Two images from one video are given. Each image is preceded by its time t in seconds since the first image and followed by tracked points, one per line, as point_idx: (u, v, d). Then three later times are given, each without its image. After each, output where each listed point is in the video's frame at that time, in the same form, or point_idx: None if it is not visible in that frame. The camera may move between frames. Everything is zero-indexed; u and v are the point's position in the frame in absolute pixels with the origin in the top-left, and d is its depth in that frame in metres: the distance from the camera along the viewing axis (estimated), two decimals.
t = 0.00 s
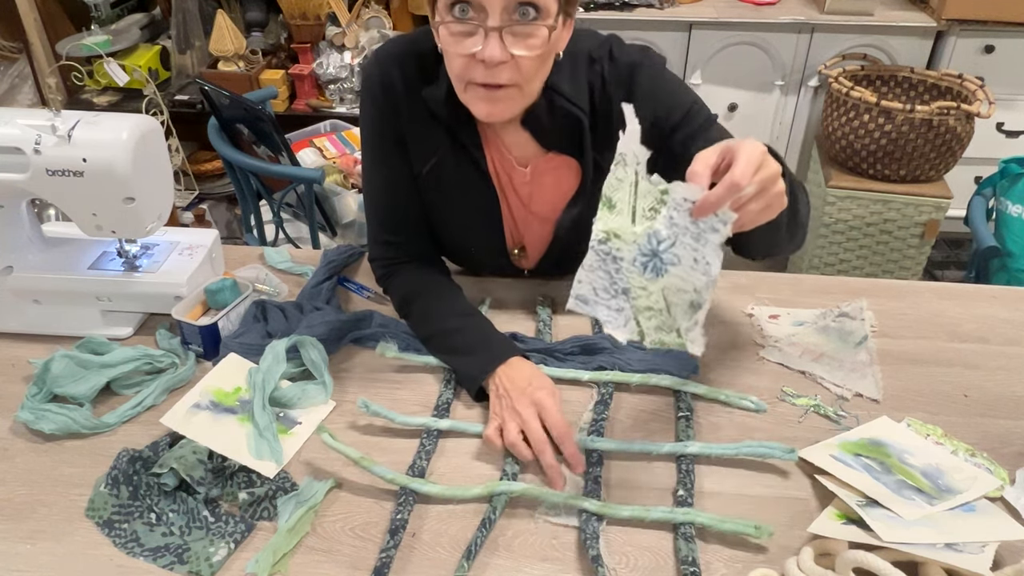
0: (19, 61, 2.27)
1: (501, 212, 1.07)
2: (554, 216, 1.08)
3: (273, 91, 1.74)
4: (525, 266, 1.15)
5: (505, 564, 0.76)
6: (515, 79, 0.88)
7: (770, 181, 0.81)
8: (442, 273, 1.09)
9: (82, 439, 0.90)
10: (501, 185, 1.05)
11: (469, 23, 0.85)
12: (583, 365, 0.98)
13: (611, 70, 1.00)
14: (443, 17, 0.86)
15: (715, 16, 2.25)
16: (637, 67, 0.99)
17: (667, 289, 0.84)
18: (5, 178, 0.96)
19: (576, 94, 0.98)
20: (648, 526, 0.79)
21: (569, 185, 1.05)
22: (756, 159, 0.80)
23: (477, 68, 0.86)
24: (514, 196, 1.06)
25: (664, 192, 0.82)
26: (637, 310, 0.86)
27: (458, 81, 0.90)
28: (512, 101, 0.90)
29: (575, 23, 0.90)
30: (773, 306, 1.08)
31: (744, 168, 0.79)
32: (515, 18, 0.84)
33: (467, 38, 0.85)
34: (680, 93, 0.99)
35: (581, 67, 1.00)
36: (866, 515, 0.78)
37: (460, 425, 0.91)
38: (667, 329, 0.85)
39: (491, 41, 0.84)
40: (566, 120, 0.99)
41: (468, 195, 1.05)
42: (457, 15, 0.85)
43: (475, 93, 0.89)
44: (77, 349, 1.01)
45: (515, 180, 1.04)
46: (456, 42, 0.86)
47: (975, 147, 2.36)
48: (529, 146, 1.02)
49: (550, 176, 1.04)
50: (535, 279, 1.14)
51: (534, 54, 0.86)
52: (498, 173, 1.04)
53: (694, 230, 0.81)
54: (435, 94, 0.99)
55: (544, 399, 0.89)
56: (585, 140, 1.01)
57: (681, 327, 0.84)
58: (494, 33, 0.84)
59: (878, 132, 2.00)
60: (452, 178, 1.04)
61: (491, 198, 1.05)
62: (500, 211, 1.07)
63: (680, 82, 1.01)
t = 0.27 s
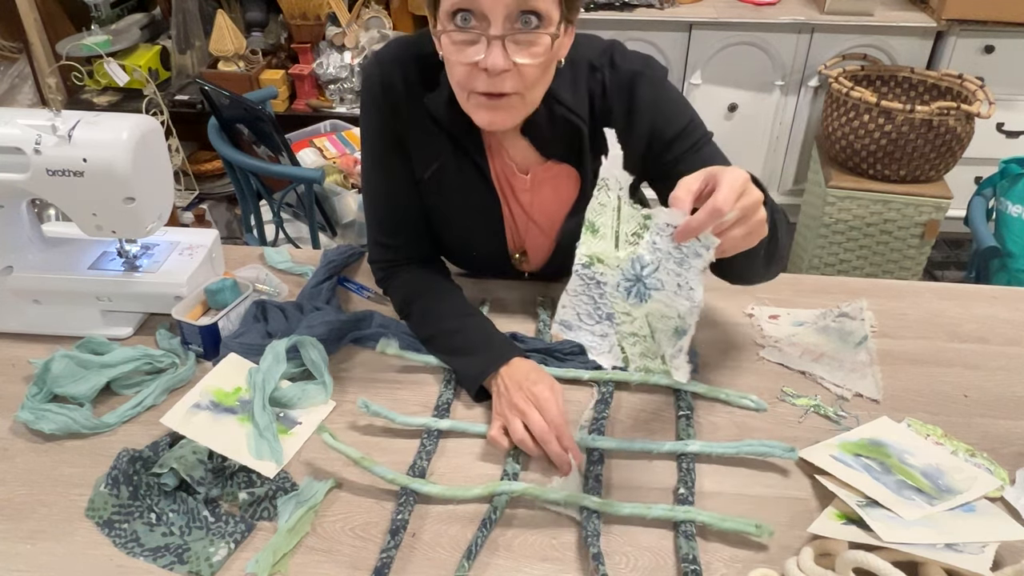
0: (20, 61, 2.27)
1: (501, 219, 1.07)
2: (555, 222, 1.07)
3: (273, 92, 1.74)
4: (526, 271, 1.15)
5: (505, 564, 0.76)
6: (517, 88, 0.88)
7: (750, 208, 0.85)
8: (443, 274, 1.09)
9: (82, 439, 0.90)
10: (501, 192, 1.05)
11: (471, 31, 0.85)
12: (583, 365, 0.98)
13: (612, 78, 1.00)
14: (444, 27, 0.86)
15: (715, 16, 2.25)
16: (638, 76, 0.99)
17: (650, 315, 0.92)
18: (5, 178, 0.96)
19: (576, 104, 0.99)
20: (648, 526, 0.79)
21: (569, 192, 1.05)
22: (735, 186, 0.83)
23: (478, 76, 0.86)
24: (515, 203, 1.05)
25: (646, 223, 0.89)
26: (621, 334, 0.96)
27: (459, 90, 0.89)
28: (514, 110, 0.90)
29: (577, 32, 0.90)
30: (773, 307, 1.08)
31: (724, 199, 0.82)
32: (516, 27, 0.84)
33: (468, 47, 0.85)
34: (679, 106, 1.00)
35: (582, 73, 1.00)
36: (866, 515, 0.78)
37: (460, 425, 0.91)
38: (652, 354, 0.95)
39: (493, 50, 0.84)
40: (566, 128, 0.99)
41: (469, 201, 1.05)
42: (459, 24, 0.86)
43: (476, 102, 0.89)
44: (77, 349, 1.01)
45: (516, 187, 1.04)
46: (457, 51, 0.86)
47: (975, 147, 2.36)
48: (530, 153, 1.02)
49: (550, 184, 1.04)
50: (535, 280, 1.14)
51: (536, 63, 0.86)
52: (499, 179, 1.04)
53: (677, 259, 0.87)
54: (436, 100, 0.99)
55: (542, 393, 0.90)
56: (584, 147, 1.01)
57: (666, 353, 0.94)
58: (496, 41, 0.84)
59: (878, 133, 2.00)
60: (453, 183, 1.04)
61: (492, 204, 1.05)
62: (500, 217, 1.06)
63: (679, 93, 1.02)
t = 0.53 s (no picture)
0: (19, 61, 2.27)
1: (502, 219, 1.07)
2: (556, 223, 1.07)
3: (272, 91, 1.74)
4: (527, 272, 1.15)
5: (505, 564, 0.76)
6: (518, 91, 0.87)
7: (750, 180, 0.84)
8: (441, 274, 1.09)
9: (82, 439, 0.90)
10: (502, 193, 1.05)
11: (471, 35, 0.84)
12: (583, 364, 0.98)
13: (610, 78, 1.00)
14: (444, 30, 0.86)
15: (715, 16, 2.25)
16: (637, 76, 0.99)
17: (673, 299, 0.85)
18: (5, 178, 0.96)
19: (576, 104, 0.98)
20: (648, 526, 0.79)
21: (570, 192, 1.05)
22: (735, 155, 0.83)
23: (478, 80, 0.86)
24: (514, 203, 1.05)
25: (654, 206, 0.85)
26: (649, 325, 0.85)
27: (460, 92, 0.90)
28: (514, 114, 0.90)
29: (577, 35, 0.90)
30: (773, 306, 1.08)
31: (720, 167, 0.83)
32: (516, 30, 0.84)
33: (468, 51, 0.85)
34: (678, 104, 1.00)
35: (582, 74, 1.00)
36: (866, 515, 0.78)
37: (460, 425, 0.91)
38: (680, 335, 0.86)
39: (493, 53, 0.84)
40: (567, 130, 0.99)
41: (470, 202, 1.05)
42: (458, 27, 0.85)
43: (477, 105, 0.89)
44: (77, 349, 1.01)
45: (517, 188, 1.04)
46: (457, 54, 0.86)
47: (975, 147, 2.36)
48: (530, 155, 1.02)
49: (552, 185, 1.04)
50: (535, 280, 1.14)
51: (536, 65, 0.86)
52: (500, 181, 1.04)
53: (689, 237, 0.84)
54: (435, 101, 0.99)
55: (542, 388, 0.90)
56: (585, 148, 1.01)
57: (693, 330, 0.86)
58: (496, 45, 0.84)
59: (878, 132, 2.00)
60: (454, 185, 1.04)
61: (492, 207, 1.05)
62: (502, 218, 1.07)
63: (678, 92, 1.02)
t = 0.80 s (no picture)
0: (19, 61, 2.27)
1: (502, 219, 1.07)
2: (557, 223, 1.07)
3: (272, 91, 1.74)
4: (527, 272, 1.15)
5: (505, 564, 0.76)
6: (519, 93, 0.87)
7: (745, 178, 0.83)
8: (440, 274, 1.09)
9: (82, 439, 0.90)
10: (502, 193, 1.05)
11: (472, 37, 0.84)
12: (583, 364, 0.98)
13: (610, 79, 1.00)
14: (445, 33, 0.86)
15: (715, 16, 2.25)
16: (636, 76, 0.99)
17: (661, 287, 0.85)
18: (5, 178, 0.96)
19: (577, 104, 0.99)
20: (648, 525, 0.79)
21: (571, 192, 1.05)
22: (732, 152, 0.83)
23: (480, 83, 0.86)
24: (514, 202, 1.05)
25: (649, 196, 0.85)
26: (636, 311, 0.86)
27: (461, 96, 0.89)
28: (516, 117, 0.90)
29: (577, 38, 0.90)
30: (773, 306, 1.07)
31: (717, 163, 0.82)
32: (517, 33, 0.84)
33: (469, 54, 0.85)
34: (678, 104, 1.00)
35: (582, 75, 1.00)
36: (866, 515, 0.78)
37: (460, 425, 0.91)
38: (665, 326, 0.86)
39: (495, 57, 0.84)
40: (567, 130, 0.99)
41: (471, 202, 1.05)
42: (460, 30, 0.85)
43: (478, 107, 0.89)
44: (77, 349, 1.01)
45: (518, 189, 1.04)
46: (458, 58, 0.85)
47: (975, 147, 2.36)
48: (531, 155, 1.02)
49: (553, 184, 1.04)
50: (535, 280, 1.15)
51: (538, 68, 0.86)
52: (501, 181, 1.04)
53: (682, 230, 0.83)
54: (435, 102, 0.99)
55: (540, 384, 0.89)
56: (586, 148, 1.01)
57: (680, 322, 0.85)
58: (497, 48, 0.84)
59: (878, 133, 2.00)
60: (455, 185, 1.04)
61: (493, 207, 1.05)
62: (502, 219, 1.07)
63: (677, 92, 1.02)
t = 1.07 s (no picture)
0: (20, 61, 2.27)
1: (502, 220, 1.07)
2: (557, 223, 1.07)
3: (273, 92, 1.74)
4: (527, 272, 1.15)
5: (505, 564, 0.76)
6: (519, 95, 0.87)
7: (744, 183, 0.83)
8: (440, 273, 1.09)
9: (82, 439, 0.90)
10: (503, 194, 1.05)
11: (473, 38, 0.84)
12: (583, 364, 0.98)
13: (610, 79, 1.00)
14: (446, 34, 0.86)
15: (715, 16, 2.25)
16: (636, 76, 0.99)
17: (657, 294, 0.84)
18: (5, 178, 0.96)
19: (577, 105, 0.99)
20: (648, 525, 0.79)
21: (571, 192, 1.05)
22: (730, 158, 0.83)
23: (480, 84, 0.86)
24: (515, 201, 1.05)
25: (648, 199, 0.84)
26: (630, 316, 0.84)
27: (461, 97, 0.89)
28: (518, 118, 0.90)
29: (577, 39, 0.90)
30: (773, 306, 1.08)
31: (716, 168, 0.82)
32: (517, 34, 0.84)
33: (469, 55, 0.85)
34: (678, 105, 1.00)
35: (581, 75, 1.00)
36: (866, 515, 0.78)
37: (460, 424, 0.91)
38: (661, 335, 0.84)
39: (495, 58, 0.84)
40: (567, 129, 0.99)
41: (471, 202, 1.05)
42: (460, 31, 0.85)
43: (478, 108, 0.89)
44: (77, 349, 1.01)
45: (519, 190, 1.04)
46: (457, 59, 0.85)
47: (975, 147, 2.36)
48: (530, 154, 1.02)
49: (553, 184, 1.04)
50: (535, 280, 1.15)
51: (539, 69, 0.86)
52: (500, 181, 1.04)
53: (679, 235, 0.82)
54: (435, 102, 0.99)
55: (539, 383, 0.89)
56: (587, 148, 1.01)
57: (676, 333, 0.83)
58: (497, 49, 0.84)
59: (878, 133, 2.00)
60: (455, 186, 1.04)
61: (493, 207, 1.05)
62: (502, 219, 1.07)
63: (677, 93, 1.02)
